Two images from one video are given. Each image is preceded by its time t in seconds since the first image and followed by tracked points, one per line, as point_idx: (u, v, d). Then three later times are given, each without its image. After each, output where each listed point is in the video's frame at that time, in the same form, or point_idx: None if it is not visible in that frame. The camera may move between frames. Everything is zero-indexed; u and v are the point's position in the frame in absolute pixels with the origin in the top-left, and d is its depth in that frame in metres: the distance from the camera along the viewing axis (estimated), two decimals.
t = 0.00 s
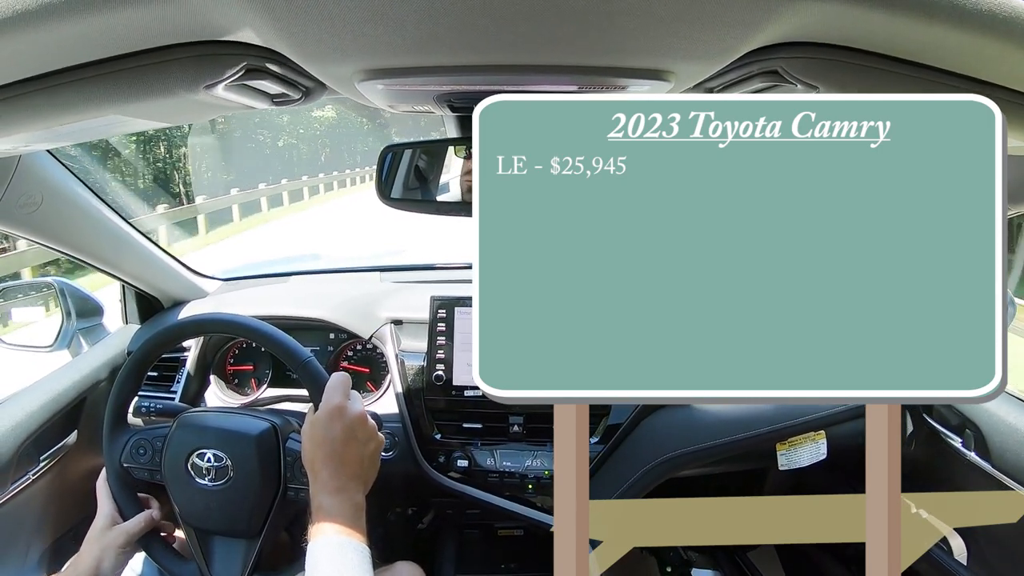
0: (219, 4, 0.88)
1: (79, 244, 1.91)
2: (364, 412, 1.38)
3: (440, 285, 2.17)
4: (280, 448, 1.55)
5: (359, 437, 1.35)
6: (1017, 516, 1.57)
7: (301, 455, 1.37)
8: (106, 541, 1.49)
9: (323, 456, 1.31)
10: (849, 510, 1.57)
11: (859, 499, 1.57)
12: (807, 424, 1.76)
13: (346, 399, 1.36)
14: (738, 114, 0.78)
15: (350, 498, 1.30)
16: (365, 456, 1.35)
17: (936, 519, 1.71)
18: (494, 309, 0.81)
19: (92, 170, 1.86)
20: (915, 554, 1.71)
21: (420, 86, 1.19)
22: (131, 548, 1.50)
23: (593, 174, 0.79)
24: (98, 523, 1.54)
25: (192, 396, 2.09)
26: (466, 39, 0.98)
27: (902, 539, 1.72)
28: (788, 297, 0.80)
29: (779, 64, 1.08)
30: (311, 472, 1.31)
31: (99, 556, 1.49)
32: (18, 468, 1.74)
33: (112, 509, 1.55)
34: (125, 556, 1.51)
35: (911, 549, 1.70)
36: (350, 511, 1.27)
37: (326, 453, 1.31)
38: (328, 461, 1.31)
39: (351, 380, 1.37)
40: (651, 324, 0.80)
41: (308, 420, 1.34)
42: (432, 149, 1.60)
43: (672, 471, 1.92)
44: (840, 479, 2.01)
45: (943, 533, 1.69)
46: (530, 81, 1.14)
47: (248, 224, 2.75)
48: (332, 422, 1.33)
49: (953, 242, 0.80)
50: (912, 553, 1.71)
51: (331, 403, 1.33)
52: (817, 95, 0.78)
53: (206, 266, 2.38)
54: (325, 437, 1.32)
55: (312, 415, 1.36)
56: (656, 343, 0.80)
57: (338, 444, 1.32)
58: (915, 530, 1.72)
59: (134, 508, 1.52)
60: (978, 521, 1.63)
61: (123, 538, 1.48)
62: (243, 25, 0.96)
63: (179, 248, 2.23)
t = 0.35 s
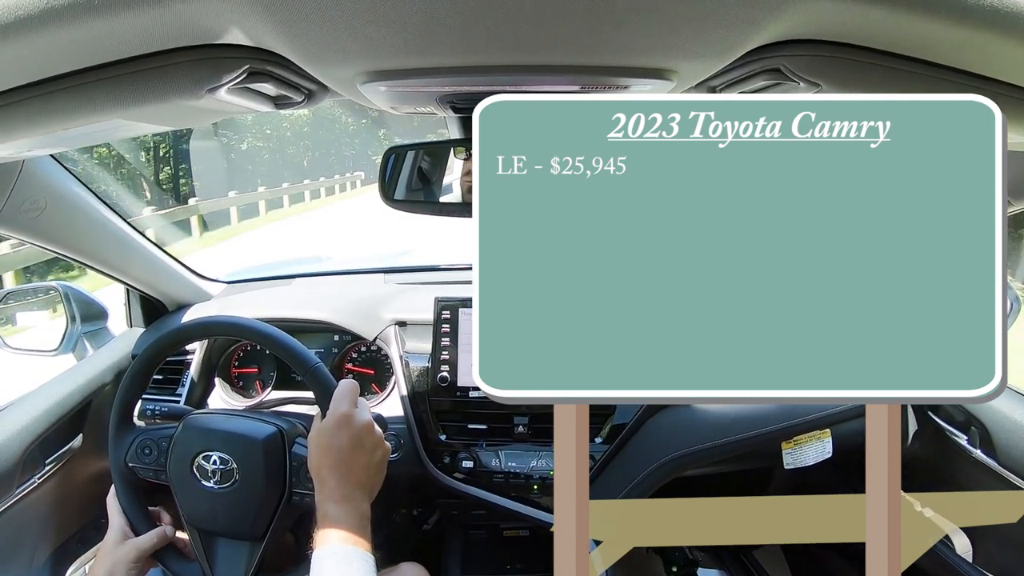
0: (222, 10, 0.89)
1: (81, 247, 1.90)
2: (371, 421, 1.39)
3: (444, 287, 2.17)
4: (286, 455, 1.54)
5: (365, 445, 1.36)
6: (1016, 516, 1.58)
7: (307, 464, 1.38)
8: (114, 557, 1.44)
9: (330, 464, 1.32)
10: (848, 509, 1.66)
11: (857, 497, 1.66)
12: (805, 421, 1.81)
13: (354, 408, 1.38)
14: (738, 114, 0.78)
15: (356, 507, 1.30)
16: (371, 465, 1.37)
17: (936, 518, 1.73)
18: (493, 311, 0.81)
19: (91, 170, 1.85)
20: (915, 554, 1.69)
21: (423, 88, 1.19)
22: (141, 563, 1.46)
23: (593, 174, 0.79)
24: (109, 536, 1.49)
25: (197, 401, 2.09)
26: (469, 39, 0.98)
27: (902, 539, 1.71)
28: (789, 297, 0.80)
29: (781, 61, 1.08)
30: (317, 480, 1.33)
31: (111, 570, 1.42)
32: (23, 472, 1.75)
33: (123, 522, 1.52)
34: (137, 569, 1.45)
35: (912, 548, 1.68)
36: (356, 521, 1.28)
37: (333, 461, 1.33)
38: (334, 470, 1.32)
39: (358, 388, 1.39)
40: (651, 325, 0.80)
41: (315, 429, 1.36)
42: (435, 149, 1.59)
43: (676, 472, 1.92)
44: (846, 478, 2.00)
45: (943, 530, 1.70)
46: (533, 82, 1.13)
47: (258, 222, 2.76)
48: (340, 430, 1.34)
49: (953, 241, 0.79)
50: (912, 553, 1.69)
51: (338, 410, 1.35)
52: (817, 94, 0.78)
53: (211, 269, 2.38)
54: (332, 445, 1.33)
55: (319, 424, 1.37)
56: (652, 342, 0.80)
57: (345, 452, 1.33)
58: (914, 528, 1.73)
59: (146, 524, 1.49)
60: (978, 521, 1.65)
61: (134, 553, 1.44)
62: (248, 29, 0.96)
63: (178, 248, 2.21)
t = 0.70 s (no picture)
0: (228, 11, 0.89)
1: (84, 248, 1.91)
2: (376, 432, 1.42)
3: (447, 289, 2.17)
4: (290, 461, 1.55)
5: (370, 456, 1.39)
6: (1017, 516, 1.60)
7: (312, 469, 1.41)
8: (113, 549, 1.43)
9: (335, 475, 1.35)
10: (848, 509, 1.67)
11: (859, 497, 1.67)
12: (811, 426, 1.81)
13: (361, 419, 1.39)
14: (738, 114, 0.78)
15: (359, 518, 1.34)
16: (375, 475, 1.40)
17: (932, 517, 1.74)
18: (493, 310, 0.81)
19: (95, 171, 1.86)
20: (914, 553, 1.71)
21: (428, 90, 1.19)
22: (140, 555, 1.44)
23: (593, 174, 0.79)
24: (108, 530, 1.49)
25: (199, 401, 2.10)
26: (473, 43, 0.98)
27: (903, 539, 1.72)
28: (788, 297, 0.80)
29: (785, 66, 1.08)
30: (322, 491, 1.36)
31: (107, 569, 1.42)
32: (25, 471, 1.75)
33: (123, 515, 1.51)
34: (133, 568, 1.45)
35: (912, 549, 1.70)
36: (358, 531, 1.32)
37: (338, 473, 1.35)
38: (339, 481, 1.35)
39: (366, 398, 1.40)
40: (651, 324, 0.79)
41: (321, 438, 1.38)
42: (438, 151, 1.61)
43: (678, 476, 1.92)
44: (849, 483, 1.99)
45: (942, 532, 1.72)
46: (539, 87, 1.13)
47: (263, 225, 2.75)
48: (346, 441, 1.36)
49: (953, 241, 0.79)
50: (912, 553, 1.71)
51: (345, 422, 1.37)
52: (816, 95, 0.78)
53: (216, 270, 2.38)
54: (338, 455, 1.36)
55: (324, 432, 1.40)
56: (651, 341, 0.80)
57: (350, 463, 1.36)
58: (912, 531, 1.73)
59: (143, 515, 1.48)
60: (978, 521, 1.66)
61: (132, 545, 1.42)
62: (253, 31, 0.96)
63: (180, 248, 2.21)
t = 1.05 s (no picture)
0: (234, 10, 0.89)
1: (91, 247, 1.92)
2: (382, 445, 1.42)
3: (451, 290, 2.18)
4: (294, 465, 1.52)
5: (375, 469, 1.39)
6: (1017, 516, 1.60)
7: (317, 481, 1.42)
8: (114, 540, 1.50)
9: (339, 486, 1.36)
10: (848, 509, 1.74)
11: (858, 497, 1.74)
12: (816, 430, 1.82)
13: (367, 431, 1.40)
14: (738, 114, 0.78)
15: (362, 531, 1.34)
16: (379, 488, 1.40)
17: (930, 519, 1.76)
18: (493, 310, 0.81)
19: (102, 171, 1.88)
20: (914, 554, 1.74)
21: (431, 91, 1.19)
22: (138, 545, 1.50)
23: (593, 174, 0.79)
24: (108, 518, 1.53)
25: (204, 399, 2.10)
26: (477, 45, 0.99)
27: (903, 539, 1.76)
28: (788, 297, 0.80)
29: (792, 69, 1.06)
30: (326, 502, 1.36)
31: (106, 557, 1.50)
32: (29, 468, 1.76)
33: (122, 505, 1.54)
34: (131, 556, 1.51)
35: (912, 548, 1.73)
36: (360, 545, 1.32)
37: (342, 485, 1.36)
38: (343, 492, 1.35)
39: (374, 410, 1.41)
40: (650, 324, 0.79)
41: (328, 448, 1.39)
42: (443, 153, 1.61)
43: (682, 479, 1.92)
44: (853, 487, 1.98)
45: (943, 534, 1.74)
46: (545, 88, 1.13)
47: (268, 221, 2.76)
48: (352, 452, 1.37)
49: (953, 242, 0.79)
50: (912, 553, 1.74)
51: (351, 434, 1.38)
52: (816, 95, 0.78)
53: (219, 268, 2.39)
54: (344, 467, 1.37)
55: (331, 442, 1.41)
56: (650, 341, 0.80)
57: (355, 475, 1.37)
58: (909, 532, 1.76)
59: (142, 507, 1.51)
60: (977, 521, 1.68)
61: (130, 536, 1.48)
62: (258, 31, 0.96)
63: (185, 246, 2.23)
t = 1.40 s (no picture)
0: (243, 13, 0.89)
1: (100, 247, 1.94)
2: (385, 453, 1.43)
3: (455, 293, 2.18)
4: (298, 468, 1.52)
5: (379, 475, 1.39)
6: (1016, 516, 1.63)
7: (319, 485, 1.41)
8: (115, 534, 1.48)
9: (343, 493, 1.35)
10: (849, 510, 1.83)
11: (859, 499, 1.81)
12: (818, 437, 1.82)
13: (372, 437, 1.40)
14: (738, 114, 0.78)
15: (364, 539, 1.34)
16: (382, 494, 1.40)
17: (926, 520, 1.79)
18: (493, 309, 0.81)
19: (110, 171, 1.90)
20: (914, 554, 1.77)
21: (436, 95, 1.19)
22: (139, 541, 1.49)
23: (593, 174, 0.79)
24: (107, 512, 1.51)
25: (208, 398, 2.10)
26: (481, 48, 0.98)
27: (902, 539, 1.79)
28: (787, 297, 0.79)
29: (799, 74, 1.04)
30: (329, 507, 1.36)
31: (106, 550, 1.47)
32: (32, 466, 1.76)
33: (122, 500, 1.53)
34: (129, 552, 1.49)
35: (911, 549, 1.77)
36: (362, 555, 1.31)
37: (345, 492, 1.35)
38: (347, 499, 1.35)
39: (379, 415, 1.42)
40: (649, 323, 0.79)
41: (332, 453, 1.39)
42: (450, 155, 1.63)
43: (685, 483, 1.91)
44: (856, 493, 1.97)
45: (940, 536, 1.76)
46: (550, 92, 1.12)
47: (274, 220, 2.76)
48: (356, 458, 1.37)
49: (954, 243, 0.79)
50: (911, 553, 1.77)
51: (355, 440, 1.38)
52: (816, 95, 0.78)
53: (225, 269, 2.40)
54: (348, 473, 1.36)
55: (335, 447, 1.41)
56: (650, 340, 0.80)
57: (359, 482, 1.36)
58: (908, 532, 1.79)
59: (143, 502, 1.51)
60: (978, 521, 1.70)
61: (132, 531, 1.46)
62: (265, 32, 0.96)
63: (188, 244, 2.24)
